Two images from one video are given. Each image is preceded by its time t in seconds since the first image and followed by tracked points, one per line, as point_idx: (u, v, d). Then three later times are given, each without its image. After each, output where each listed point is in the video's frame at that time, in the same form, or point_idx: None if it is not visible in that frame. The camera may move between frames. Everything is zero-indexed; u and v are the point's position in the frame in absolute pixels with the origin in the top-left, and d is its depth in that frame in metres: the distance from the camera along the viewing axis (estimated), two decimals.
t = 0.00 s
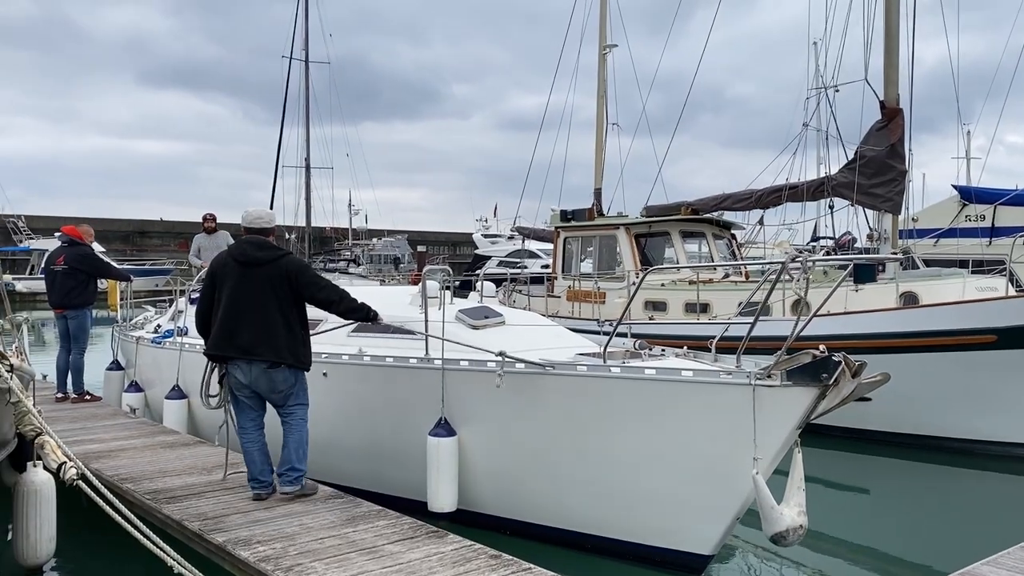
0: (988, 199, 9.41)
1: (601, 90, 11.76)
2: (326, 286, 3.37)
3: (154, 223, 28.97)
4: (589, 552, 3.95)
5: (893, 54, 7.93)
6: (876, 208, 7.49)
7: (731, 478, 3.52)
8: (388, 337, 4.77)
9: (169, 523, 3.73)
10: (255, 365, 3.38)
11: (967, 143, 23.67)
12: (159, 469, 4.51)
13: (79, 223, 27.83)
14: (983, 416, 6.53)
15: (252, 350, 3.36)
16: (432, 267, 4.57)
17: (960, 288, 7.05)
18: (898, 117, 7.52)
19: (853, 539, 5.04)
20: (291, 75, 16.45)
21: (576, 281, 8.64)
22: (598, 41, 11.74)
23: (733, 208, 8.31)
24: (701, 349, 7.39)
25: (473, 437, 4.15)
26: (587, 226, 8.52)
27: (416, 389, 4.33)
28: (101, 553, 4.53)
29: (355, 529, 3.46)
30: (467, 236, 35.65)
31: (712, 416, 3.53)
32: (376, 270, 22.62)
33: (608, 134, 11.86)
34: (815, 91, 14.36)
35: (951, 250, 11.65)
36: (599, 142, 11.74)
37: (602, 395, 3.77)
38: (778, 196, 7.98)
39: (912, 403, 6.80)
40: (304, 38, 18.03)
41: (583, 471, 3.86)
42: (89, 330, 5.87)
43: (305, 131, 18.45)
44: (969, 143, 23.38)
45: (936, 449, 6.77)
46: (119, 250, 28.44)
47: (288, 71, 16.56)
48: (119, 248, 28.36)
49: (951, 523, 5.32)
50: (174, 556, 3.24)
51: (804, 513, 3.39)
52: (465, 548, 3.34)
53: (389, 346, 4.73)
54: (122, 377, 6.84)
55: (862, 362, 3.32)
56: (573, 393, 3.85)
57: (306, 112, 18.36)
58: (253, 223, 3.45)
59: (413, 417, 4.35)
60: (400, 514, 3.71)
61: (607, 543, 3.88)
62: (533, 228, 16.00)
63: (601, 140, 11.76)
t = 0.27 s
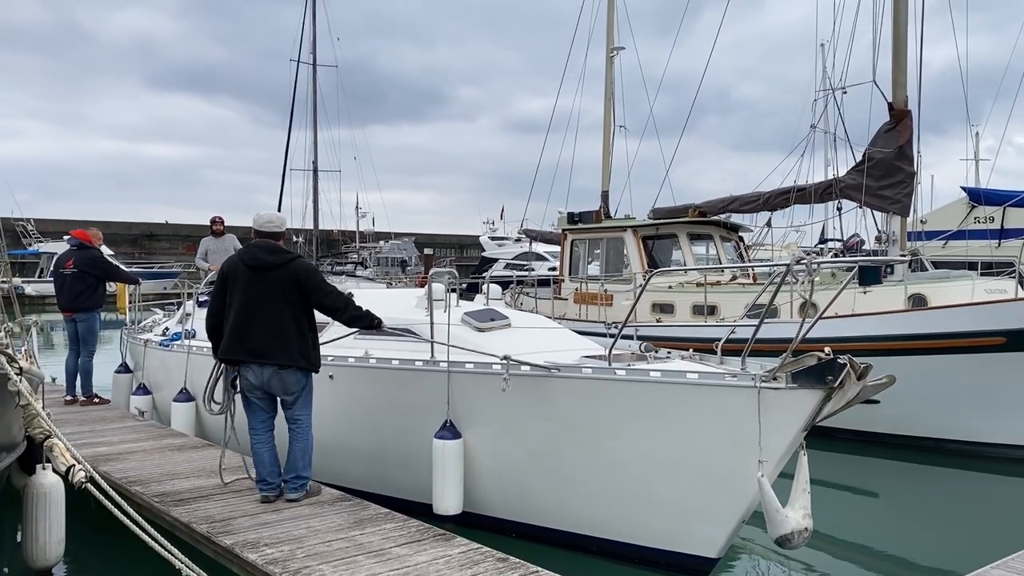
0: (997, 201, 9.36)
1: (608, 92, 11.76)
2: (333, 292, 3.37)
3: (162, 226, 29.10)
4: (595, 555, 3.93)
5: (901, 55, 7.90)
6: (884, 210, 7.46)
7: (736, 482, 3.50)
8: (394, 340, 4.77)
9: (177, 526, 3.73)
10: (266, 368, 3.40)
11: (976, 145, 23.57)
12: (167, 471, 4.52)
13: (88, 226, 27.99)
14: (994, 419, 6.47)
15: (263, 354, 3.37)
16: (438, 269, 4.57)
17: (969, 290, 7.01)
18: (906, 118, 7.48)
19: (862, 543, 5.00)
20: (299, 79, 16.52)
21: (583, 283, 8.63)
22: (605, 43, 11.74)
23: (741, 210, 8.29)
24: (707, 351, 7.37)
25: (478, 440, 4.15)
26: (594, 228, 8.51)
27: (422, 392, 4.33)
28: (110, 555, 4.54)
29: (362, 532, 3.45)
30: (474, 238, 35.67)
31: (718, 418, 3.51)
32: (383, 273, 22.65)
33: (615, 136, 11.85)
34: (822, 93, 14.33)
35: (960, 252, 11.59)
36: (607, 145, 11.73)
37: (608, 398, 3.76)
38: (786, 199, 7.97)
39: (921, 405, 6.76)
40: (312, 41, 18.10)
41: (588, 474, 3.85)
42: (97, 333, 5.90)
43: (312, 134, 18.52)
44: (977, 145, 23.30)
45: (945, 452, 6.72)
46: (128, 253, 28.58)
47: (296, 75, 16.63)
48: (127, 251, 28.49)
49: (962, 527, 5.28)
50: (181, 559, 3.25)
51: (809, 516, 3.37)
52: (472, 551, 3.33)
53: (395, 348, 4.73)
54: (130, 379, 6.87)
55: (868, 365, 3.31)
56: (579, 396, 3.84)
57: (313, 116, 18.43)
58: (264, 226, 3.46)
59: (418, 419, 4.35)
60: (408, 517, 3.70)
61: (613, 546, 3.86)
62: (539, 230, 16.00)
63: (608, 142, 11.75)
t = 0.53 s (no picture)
0: (1004, 202, 9.33)
1: (614, 94, 11.76)
2: (338, 293, 3.38)
3: (168, 229, 29.21)
4: (599, 557, 3.93)
5: (908, 56, 7.88)
6: (891, 211, 7.43)
7: (739, 483, 3.50)
8: (399, 342, 4.78)
9: (184, 527, 3.75)
10: (274, 369, 3.41)
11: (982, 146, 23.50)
12: (174, 473, 4.53)
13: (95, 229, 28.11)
14: (1003, 420, 6.43)
15: (271, 355, 3.38)
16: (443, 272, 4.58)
17: (976, 292, 6.98)
18: (912, 120, 7.46)
19: (869, 545, 4.98)
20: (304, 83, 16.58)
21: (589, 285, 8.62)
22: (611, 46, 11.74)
23: (746, 212, 8.28)
24: (712, 353, 7.36)
25: (482, 442, 4.15)
26: (600, 230, 8.51)
27: (426, 395, 4.33)
28: (117, 557, 4.56)
29: (369, 534, 3.46)
30: (479, 240, 35.69)
31: (721, 420, 3.51)
32: (388, 275, 22.69)
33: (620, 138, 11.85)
34: (828, 94, 14.30)
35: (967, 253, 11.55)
36: (612, 147, 11.74)
37: (612, 400, 3.76)
38: (792, 200, 7.97)
39: (928, 407, 6.74)
40: (318, 44, 18.15)
41: (592, 475, 3.85)
42: (105, 336, 5.92)
43: (318, 137, 18.59)
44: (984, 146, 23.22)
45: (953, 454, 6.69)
46: (135, 256, 28.68)
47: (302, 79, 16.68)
48: (134, 254, 28.60)
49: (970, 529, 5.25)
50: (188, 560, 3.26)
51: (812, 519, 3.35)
52: (479, 553, 3.33)
53: (400, 351, 4.74)
54: (137, 382, 6.89)
55: (872, 367, 3.30)
56: (583, 397, 3.84)
57: (319, 119, 18.48)
58: (270, 229, 3.47)
59: (422, 421, 4.35)
60: (414, 519, 3.71)
61: (617, 548, 3.86)
62: (545, 232, 16.01)
63: (614, 144, 11.75)
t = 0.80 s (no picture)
0: (1009, 202, 9.29)
1: (618, 95, 11.76)
2: (343, 294, 3.39)
3: (173, 232, 29.30)
4: (602, 559, 3.92)
5: (912, 57, 7.86)
6: (896, 212, 7.41)
7: (741, 485, 3.49)
8: (402, 345, 4.79)
9: (190, 530, 3.75)
10: (279, 370, 3.41)
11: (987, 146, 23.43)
12: (180, 476, 4.54)
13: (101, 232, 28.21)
14: (1010, 421, 6.40)
15: (276, 356, 3.38)
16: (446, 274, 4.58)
17: (981, 293, 6.95)
18: (917, 120, 7.44)
19: (876, 547, 4.96)
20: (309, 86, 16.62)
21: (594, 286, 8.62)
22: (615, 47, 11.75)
23: (751, 213, 8.26)
24: (715, 355, 7.35)
25: (484, 444, 4.15)
26: (604, 231, 8.50)
27: (428, 397, 4.33)
28: (123, 560, 4.57)
29: (374, 536, 3.46)
30: (483, 242, 35.70)
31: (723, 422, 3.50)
32: (392, 277, 22.71)
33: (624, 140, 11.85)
34: (833, 95, 14.27)
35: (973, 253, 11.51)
36: (617, 149, 11.73)
37: (615, 402, 3.76)
38: (796, 201, 7.95)
39: (933, 408, 6.71)
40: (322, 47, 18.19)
41: (595, 477, 3.84)
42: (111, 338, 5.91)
43: (323, 139, 18.64)
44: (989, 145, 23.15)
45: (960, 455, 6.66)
46: (140, 259, 28.77)
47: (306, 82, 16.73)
48: (139, 257, 28.69)
49: (977, 531, 5.23)
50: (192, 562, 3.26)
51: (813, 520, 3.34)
52: (484, 555, 3.33)
53: (402, 353, 4.74)
54: (142, 384, 6.91)
55: (873, 368, 3.29)
56: (585, 399, 3.83)
57: (324, 122, 18.53)
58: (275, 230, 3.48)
59: (425, 423, 4.35)
60: (419, 521, 3.70)
61: (621, 551, 3.85)
62: (549, 234, 16.00)
63: (618, 146, 11.74)
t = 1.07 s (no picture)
0: (1013, 201, 9.27)
1: (620, 96, 11.76)
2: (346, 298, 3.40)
3: (176, 233, 29.34)
4: (603, 560, 3.91)
5: (914, 56, 7.85)
6: (899, 211, 7.40)
7: (741, 486, 3.48)
8: (403, 346, 4.79)
9: (193, 531, 3.75)
10: (280, 371, 3.42)
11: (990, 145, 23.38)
12: (183, 478, 4.54)
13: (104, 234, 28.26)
14: (1013, 421, 6.38)
15: (275, 357, 3.38)
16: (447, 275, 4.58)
17: (984, 292, 6.93)
18: (919, 119, 7.43)
19: (879, 548, 4.95)
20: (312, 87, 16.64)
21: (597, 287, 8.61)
22: (617, 47, 11.74)
23: (753, 213, 8.25)
24: (716, 355, 7.34)
25: (485, 445, 4.15)
26: (606, 232, 8.50)
27: (429, 398, 4.33)
28: (126, 562, 4.57)
29: (377, 538, 3.46)
30: (486, 243, 35.70)
31: (723, 422, 3.50)
32: (395, 278, 22.71)
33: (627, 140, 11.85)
34: (835, 95, 14.26)
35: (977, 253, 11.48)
36: (619, 149, 11.73)
37: (615, 402, 3.75)
38: (799, 201, 7.93)
39: (936, 408, 6.69)
40: (324, 49, 18.21)
41: (596, 478, 3.84)
42: (113, 340, 5.92)
43: (325, 141, 18.66)
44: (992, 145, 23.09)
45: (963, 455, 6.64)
46: (143, 261, 28.81)
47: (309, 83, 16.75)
48: (142, 259, 28.73)
49: (981, 531, 5.22)
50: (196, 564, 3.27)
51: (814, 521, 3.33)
52: (487, 556, 3.33)
53: (403, 354, 4.74)
54: (145, 386, 6.92)
55: (873, 369, 3.29)
56: (585, 400, 3.83)
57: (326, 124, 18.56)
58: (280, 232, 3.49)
59: (426, 424, 4.35)
60: (422, 523, 3.70)
61: (622, 551, 3.84)
62: (552, 234, 15.99)
63: (620, 146, 11.74)
